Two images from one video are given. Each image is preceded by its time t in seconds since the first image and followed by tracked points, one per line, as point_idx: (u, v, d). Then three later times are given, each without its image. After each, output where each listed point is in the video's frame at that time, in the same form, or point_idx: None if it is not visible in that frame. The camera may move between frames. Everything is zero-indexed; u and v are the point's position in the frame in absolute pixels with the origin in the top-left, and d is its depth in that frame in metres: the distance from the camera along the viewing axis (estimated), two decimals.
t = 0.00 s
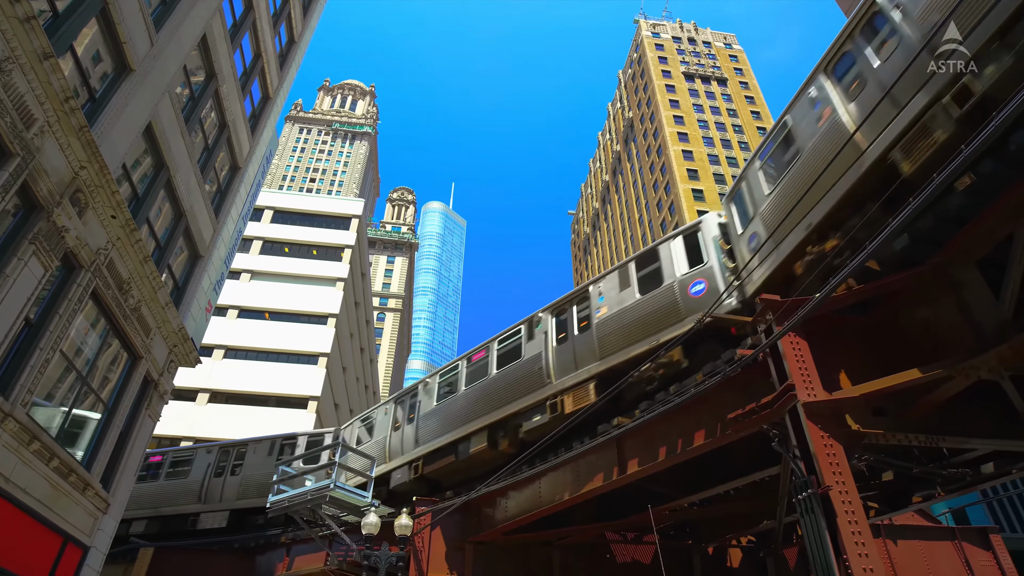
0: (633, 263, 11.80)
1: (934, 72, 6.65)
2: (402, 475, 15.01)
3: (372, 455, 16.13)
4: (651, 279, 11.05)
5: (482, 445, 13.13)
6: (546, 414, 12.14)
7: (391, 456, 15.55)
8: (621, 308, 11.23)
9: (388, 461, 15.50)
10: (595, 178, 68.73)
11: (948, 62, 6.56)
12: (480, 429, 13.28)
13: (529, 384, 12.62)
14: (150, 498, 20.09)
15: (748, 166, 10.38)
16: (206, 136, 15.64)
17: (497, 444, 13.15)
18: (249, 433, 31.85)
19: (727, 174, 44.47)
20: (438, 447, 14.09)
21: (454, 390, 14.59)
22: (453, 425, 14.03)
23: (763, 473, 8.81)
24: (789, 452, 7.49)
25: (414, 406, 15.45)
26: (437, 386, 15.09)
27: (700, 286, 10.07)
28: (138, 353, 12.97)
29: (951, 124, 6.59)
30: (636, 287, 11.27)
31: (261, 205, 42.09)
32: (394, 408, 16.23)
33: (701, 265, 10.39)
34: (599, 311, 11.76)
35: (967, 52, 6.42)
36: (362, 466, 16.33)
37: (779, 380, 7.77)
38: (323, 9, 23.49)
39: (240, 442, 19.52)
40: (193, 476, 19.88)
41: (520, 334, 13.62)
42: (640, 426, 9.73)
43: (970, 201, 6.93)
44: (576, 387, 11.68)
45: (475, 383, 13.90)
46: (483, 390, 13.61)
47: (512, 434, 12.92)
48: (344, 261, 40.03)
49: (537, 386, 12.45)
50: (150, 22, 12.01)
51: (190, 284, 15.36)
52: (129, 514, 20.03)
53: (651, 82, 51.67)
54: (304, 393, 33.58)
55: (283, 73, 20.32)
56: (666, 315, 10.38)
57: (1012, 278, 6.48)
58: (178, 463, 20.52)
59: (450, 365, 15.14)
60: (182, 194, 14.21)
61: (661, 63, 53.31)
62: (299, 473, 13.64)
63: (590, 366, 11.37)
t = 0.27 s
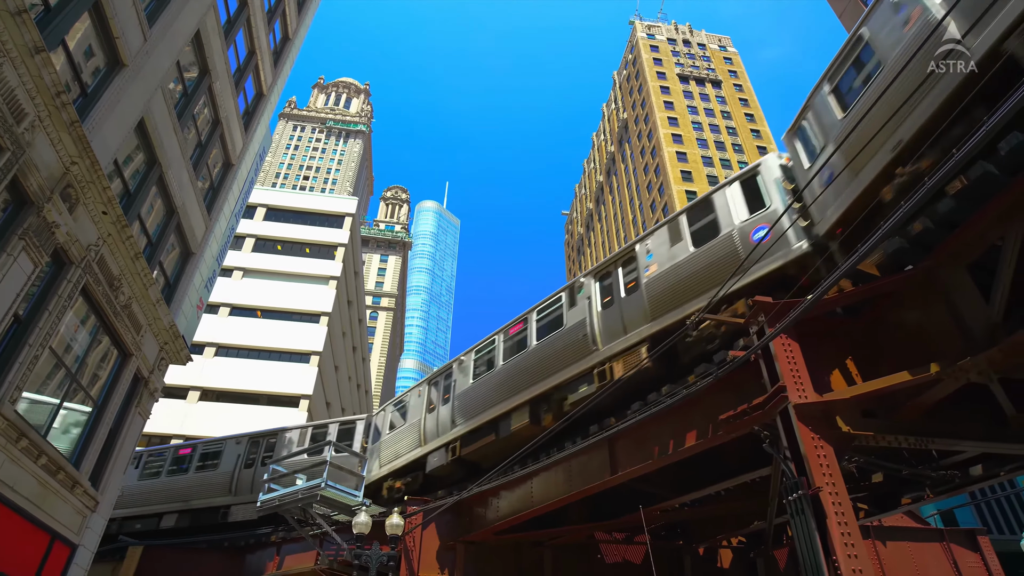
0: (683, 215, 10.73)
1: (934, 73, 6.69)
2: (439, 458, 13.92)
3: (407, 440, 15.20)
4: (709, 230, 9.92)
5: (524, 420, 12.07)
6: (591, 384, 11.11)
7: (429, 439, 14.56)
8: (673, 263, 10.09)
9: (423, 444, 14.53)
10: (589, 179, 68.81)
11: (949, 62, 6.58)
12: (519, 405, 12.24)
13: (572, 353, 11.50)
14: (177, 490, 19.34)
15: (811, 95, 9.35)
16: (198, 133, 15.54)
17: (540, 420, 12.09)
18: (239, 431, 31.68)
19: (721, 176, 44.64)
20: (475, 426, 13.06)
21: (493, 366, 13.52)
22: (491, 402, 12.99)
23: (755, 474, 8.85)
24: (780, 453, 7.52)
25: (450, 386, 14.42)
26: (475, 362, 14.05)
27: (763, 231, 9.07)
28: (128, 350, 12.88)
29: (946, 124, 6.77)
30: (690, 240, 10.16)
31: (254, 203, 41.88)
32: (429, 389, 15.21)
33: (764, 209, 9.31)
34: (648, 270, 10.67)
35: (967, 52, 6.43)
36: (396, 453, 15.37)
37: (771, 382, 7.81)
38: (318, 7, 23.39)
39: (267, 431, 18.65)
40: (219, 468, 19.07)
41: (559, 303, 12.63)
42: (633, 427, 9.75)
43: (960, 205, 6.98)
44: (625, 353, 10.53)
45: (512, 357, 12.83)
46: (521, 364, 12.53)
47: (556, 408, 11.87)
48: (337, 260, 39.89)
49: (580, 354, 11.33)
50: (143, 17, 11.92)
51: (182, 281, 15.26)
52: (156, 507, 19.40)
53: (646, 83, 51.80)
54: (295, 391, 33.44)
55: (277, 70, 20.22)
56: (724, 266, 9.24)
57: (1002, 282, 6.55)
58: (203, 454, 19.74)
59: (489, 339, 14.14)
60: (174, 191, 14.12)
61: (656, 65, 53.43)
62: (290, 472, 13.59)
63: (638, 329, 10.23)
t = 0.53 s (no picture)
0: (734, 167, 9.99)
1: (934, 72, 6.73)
2: (473, 440, 13.36)
3: (441, 424, 14.64)
4: (765, 181, 9.20)
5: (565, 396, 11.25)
6: (635, 353, 10.28)
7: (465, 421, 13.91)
8: (725, 218, 9.41)
9: (458, 426, 13.94)
10: (585, 179, 68.89)
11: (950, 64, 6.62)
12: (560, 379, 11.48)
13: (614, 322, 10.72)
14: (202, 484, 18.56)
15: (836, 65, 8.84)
16: (193, 130, 15.46)
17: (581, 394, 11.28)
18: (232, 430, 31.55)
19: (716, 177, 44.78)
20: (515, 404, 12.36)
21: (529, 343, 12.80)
22: (529, 379, 12.26)
23: (747, 475, 8.88)
24: (773, 454, 7.55)
25: (484, 366, 13.76)
26: (510, 340, 13.36)
27: (828, 174, 8.37)
28: (121, 348, 12.81)
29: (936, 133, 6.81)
30: (743, 192, 9.45)
31: (248, 200, 41.72)
32: (461, 371, 14.59)
33: (826, 150, 8.60)
34: (696, 228, 9.92)
35: (968, 52, 6.51)
36: (429, 438, 14.76)
37: (764, 383, 7.83)
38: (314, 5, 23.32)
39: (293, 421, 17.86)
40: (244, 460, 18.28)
41: (598, 270, 11.84)
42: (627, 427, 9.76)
43: (952, 209, 7.06)
44: (674, 317, 9.69)
45: (550, 330, 12.07)
46: (559, 337, 11.80)
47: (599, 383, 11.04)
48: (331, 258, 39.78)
49: (624, 322, 10.54)
50: (137, 13, 11.86)
51: (175, 278, 15.19)
52: (184, 501, 18.49)
53: (641, 84, 51.91)
54: (289, 390, 33.34)
55: (272, 67, 20.15)
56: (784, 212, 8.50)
57: (993, 286, 6.60)
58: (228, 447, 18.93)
59: (523, 316, 13.43)
60: (168, 188, 14.05)
61: (652, 66, 53.53)
62: (282, 471, 13.54)
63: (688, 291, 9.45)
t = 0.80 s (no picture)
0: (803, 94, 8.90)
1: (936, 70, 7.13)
2: (515, 418, 12.56)
3: (480, 403, 13.86)
4: (843, 105, 8.10)
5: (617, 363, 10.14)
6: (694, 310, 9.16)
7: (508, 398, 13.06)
8: (793, 151, 8.38)
9: (499, 403, 13.12)
10: (580, 180, 68.95)
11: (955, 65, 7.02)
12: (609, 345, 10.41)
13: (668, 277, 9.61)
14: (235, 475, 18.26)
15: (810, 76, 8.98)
16: (186, 127, 15.39)
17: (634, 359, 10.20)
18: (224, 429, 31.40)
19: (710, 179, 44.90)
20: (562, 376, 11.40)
21: (572, 308, 11.76)
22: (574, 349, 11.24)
23: (739, 476, 8.91)
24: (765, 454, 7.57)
25: (526, 339, 12.83)
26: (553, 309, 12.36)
27: (918, 87, 7.28)
28: (112, 345, 12.72)
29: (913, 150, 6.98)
30: (814, 121, 8.36)
31: (241, 198, 41.53)
32: (502, 346, 13.74)
33: (909, 61, 7.59)
34: (759, 165, 8.82)
35: (969, 52, 6.93)
36: (467, 419, 14.03)
37: (756, 384, 7.85)
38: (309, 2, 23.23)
39: (330, 409, 17.65)
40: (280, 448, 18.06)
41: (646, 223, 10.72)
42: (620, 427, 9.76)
43: (944, 212, 6.95)
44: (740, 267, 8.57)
45: (596, 293, 10.95)
46: (604, 301, 10.70)
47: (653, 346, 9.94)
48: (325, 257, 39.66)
49: (678, 277, 9.41)
50: (131, 9, 11.78)
51: (167, 275, 15.10)
52: (217, 494, 18.04)
53: (637, 85, 52.00)
54: (282, 388, 33.22)
55: (267, 65, 20.07)
56: (867, 137, 7.47)
57: (984, 290, 6.67)
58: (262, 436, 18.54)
59: (565, 282, 12.40)
60: (161, 184, 13.97)
61: (648, 68, 53.66)
62: (274, 469, 13.49)
63: (755, 231, 8.34)
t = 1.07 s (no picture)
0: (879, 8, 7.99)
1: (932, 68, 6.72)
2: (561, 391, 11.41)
3: (520, 379, 12.83)
4: (929, 13, 7.19)
5: (676, 318, 9.03)
6: (770, 251, 8.19)
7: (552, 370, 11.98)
8: (874, 67, 7.49)
9: (542, 377, 12.06)
10: (575, 180, 69.01)
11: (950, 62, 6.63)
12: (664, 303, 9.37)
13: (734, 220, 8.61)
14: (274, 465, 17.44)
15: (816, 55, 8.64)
16: (180, 124, 15.32)
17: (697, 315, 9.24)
18: (217, 427, 31.26)
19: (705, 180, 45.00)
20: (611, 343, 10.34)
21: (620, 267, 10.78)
22: (625, 312, 10.20)
23: (732, 477, 8.95)
24: (758, 456, 7.60)
25: (569, 307, 11.82)
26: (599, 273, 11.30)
27: None
28: (104, 343, 12.65)
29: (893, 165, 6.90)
30: (895, 34, 7.48)
31: (235, 196, 41.37)
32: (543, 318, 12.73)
33: None
34: (835, 89, 7.99)
35: (969, 53, 6.52)
36: (507, 396, 13.01)
37: (749, 385, 7.87)
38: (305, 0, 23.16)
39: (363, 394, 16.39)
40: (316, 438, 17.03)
41: (702, 166, 9.77)
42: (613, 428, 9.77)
43: (937, 216, 6.92)
44: (823, 197, 7.63)
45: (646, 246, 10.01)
46: (657, 255, 9.68)
47: (715, 300, 8.99)
48: (319, 255, 39.54)
49: (747, 218, 8.44)
50: (125, 4, 11.71)
51: (160, 273, 15.03)
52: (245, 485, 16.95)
53: (633, 86, 52.09)
54: (275, 387, 33.10)
55: (262, 62, 20.00)
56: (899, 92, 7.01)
57: (975, 293, 6.73)
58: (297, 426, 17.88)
59: (609, 244, 11.37)
60: (155, 181, 13.90)
61: (644, 69, 53.75)
62: (267, 469, 13.45)
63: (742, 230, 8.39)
